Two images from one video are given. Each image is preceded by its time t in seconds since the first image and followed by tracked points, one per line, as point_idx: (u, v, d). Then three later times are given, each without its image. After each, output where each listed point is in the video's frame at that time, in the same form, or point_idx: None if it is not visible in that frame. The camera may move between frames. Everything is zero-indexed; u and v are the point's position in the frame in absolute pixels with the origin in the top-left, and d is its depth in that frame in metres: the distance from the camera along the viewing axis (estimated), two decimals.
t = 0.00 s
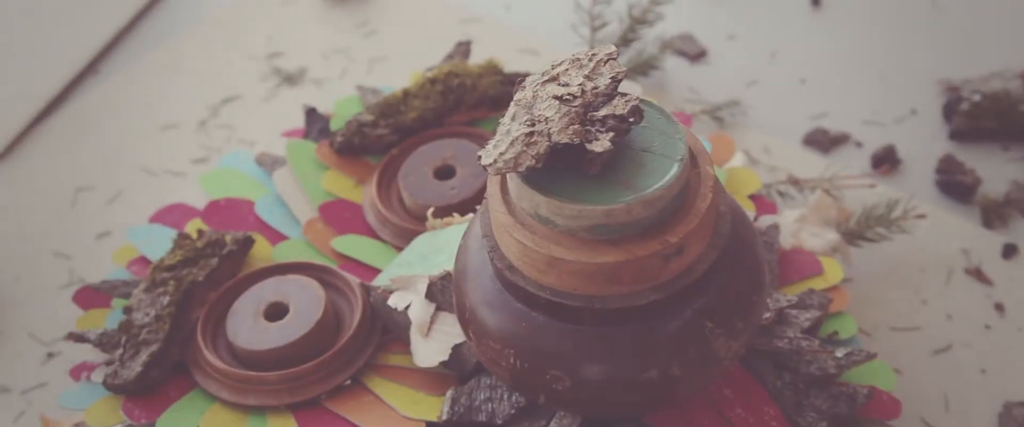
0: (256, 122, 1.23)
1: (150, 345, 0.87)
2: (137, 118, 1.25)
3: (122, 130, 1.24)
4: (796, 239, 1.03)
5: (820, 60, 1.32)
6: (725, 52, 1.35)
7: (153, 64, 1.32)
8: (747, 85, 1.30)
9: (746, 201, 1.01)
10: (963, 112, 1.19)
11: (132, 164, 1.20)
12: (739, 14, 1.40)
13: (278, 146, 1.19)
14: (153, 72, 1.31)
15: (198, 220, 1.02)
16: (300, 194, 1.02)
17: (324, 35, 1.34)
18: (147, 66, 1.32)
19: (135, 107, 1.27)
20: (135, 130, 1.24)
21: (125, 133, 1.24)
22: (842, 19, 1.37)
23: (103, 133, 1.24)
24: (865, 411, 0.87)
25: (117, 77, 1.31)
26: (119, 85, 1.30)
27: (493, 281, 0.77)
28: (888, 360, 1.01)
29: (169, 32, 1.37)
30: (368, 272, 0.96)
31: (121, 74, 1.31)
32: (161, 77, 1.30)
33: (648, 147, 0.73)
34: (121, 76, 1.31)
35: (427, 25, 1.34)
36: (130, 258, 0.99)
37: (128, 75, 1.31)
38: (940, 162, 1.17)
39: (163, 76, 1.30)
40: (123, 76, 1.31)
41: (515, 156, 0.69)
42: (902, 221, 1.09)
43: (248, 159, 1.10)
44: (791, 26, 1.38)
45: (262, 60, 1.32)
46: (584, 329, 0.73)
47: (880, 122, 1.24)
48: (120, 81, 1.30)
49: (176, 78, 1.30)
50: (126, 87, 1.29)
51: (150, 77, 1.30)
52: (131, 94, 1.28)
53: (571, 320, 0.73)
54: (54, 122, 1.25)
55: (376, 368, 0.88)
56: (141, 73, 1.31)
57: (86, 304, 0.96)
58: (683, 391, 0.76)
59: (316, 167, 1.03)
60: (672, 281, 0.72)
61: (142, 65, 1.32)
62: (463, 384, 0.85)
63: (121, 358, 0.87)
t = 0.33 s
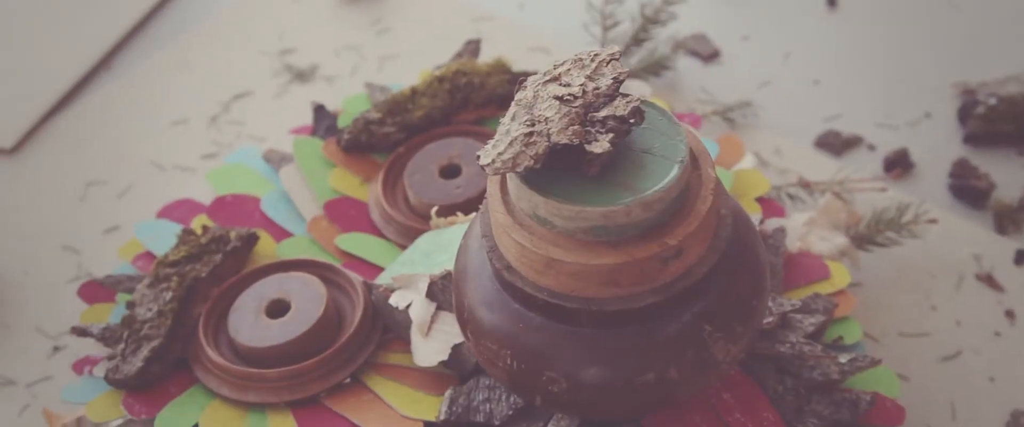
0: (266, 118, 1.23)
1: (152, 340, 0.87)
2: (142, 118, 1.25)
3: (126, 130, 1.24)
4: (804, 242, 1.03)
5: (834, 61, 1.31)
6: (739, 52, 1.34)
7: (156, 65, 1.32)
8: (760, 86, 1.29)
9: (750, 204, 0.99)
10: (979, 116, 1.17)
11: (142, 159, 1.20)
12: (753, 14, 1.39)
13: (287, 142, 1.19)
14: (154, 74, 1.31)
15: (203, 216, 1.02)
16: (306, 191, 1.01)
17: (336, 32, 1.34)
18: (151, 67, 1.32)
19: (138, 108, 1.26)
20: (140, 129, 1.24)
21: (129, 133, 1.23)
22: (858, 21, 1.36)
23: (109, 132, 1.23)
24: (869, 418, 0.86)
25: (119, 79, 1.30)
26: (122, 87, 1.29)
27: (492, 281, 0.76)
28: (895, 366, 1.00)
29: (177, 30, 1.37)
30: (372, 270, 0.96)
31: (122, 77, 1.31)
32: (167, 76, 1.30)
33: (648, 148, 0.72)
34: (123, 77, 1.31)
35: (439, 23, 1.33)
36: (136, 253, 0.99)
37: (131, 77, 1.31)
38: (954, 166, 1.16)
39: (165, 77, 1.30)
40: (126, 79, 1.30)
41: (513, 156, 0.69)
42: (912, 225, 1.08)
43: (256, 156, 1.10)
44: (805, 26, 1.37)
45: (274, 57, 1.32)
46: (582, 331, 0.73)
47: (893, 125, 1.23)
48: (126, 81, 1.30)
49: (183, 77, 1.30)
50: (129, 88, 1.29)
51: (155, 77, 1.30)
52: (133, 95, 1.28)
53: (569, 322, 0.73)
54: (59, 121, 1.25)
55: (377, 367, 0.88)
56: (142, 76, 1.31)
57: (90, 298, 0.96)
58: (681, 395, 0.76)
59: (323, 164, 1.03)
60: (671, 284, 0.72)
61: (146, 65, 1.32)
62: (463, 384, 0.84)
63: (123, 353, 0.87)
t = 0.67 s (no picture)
0: (276, 115, 1.24)
1: (153, 336, 0.87)
2: (152, 116, 1.25)
3: (135, 127, 1.24)
4: (811, 244, 1.02)
5: (847, 62, 1.30)
6: (751, 52, 1.33)
7: (167, 63, 1.31)
8: (772, 87, 1.28)
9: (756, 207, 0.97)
10: (992, 119, 1.16)
11: (152, 154, 1.20)
12: (767, 14, 1.38)
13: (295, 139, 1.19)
14: (165, 73, 1.30)
15: (208, 212, 1.01)
16: (310, 188, 1.01)
17: (347, 29, 1.34)
18: (162, 65, 1.31)
19: (148, 105, 1.26)
20: (150, 127, 1.23)
21: (138, 131, 1.23)
22: (872, 22, 1.35)
23: (119, 128, 1.24)
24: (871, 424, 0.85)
25: (130, 75, 1.30)
26: (132, 85, 1.29)
27: (490, 281, 0.76)
28: (901, 372, 0.99)
29: (190, 26, 1.37)
30: (374, 268, 0.95)
31: (133, 74, 1.30)
32: (177, 75, 1.30)
33: (648, 150, 0.72)
34: (134, 74, 1.30)
35: (450, 20, 1.33)
36: (141, 248, 0.99)
37: (141, 74, 1.30)
38: (966, 170, 1.15)
39: (174, 76, 1.30)
40: (136, 76, 1.30)
41: (510, 156, 0.69)
42: (922, 230, 1.07)
43: (263, 152, 1.10)
44: (819, 27, 1.36)
45: (285, 53, 1.32)
46: (579, 333, 0.73)
47: (906, 127, 1.22)
48: (136, 78, 1.30)
49: (193, 75, 1.30)
50: (140, 86, 1.29)
51: (165, 74, 1.30)
52: (143, 93, 1.28)
53: (566, 324, 0.73)
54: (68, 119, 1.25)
55: (376, 365, 0.88)
56: (151, 75, 1.30)
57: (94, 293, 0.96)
58: (678, 398, 0.75)
59: (328, 161, 1.03)
60: (668, 287, 0.71)
61: (157, 62, 1.32)
62: (462, 383, 0.84)
63: (124, 348, 0.87)
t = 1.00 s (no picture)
0: (287, 110, 1.23)
1: (153, 330, 0.87)
2: (159, 113, 1.25)
3: (142, 124, 1.23)
4: (819, 247, 1.01)
5: (863, 63, 1.29)
6: (766, 52, 1.32)
7: (174, 62, 1.31)
8: (786, 88, 1.27)
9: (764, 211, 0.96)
10: (1009, 122, 1.14)
11: (162, 148, 1.20)
12: (783, 14, 1.37)
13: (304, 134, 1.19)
14: (172, 71, 1.30)
15: (213, 207, 1.01)
16: (316, 184, 1.01)
17: (360, 25, 1.34)
18: (169, 63, 1.31)
19: (156, 102, 1.26)
20: (156, 125, 1.23)
21: (144, 130, 1.23)
22: (889, 23, 1.34)
23: (126, 125, 1.23)
24: None
25: (141, 71, 1.31)
26: (139, 83, 1.29)
27: (487, 281, 0.75)
28: (909, 378, 0.98)
29: (202, 21, 1.37)
30: (377, 265, 0.95)
31: (141, 72, 1.30)
32: (183, 73, 1.30)
33: (647, 150, 0.71)
34: (143, 72, 1.30)
35: (463, 17, 1.33)
36: (146, 242, 0.99)
37: (149, 72, 1.30)
38: (981, 174, 1.13)
39: (180, 75, 1.29)
40: (145, 73, 1.30)
41: (506, 155, 0.67)
42: (933, 234, 1.06)
43: (270, 147, 1.10)
44: (835, 27, 1.34)
45: (297, 49, 1.32)
46: (575, 334, 0.72)
47: (921, 131, 1.20)
48: (145, 76, 1.30)
49: (199, 74, 1.29)
50: (149, 84, 1.29)
51: (172, 72, 1.30)
52: (150, 91, 1.28)
53: (562, 325, 0.72)
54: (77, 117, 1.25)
55: (375, 363, 0.87)
56: (160, 72, 1.30)
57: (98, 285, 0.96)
58: (675, 402, 0.74)
59: (335, 158, 1.03)
60: (666, 290, 0.70)
61: (165, 60, 1.32)
62: (459, 383, 0.84)
63: (124, 342, 0.87)
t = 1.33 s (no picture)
0: (296, 105, 1.23)
1: (152, 323, 0.87)
2: (163, 112, 1.24)
3: (146, 124, 1.23)
4: (826, 250, 1.00)
5: (878, 64, 1.27)
6: (780, 52, 1.31)
7: (179, 59, 1.31)
8: (799, 88, 1.26)
9: (769, 213, 0.95)
10: None
11: (172, 141, 1.20)
12: (797, 14, 1.36)
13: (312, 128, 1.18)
14: (177, 68, 1.30)
15: (217, 201, 1.01)
16: (320, 179, 1.01)
17: (373, 21, 1.34)
18: (179, 57, 1.31)
19: (160, 102, 1.25)
20: (160, 125, 1.23)
21: (148, 129, 1.22)
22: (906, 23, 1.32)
23: (130, 124, 1.23)
24: None
25: (151, 66, 1.31)
26: (144, 81, 1.29)
27: (483, 280, 0.75)
28: (915, 384, 0.96)
29: (215, 14, 1.37)
30: (378, 262, 0.95)
31: (145, 70, 1.30)
32: (187, 71, 1.29)
33: (645, 150, 0.70)
34: (149, 69, 1.30)
35: (475, 13, 1.32)
36: (150, 235, 0.99)
37: (155, 70, 1.30)
38: (995, 178, 1.11)
39: (183, 75, 1.29)
40: (154, 68, 1.30)
41: (500, 154, 0.66)
42: (943, 239, 1.04)
43: (276, 141, 1.10)
44: (850, 27, 1.33)
45: (309, 43, 1.32)
46: (569, 335, 0.71)
47: (935, 133, 1.19)
48: (153, 72, 1.30)
49: (203, 72, 1.29)
50: (155, 81, 1.28)
51: (176, 71, 1.29)
52: (155, 90, 1.27)
53: (556, 326, 0.71)
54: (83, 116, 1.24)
55: (373, 360, 0.87)
56: (172, 65, 1.30)
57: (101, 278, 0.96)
58: (670, 405, 0.73)
59: (339, 153, 1.03)
60: (661, 292, 0.70)
61: (171, 56, 1.31)
62: (457, 382, 0.84)
63: (123, 335, 0.87)
